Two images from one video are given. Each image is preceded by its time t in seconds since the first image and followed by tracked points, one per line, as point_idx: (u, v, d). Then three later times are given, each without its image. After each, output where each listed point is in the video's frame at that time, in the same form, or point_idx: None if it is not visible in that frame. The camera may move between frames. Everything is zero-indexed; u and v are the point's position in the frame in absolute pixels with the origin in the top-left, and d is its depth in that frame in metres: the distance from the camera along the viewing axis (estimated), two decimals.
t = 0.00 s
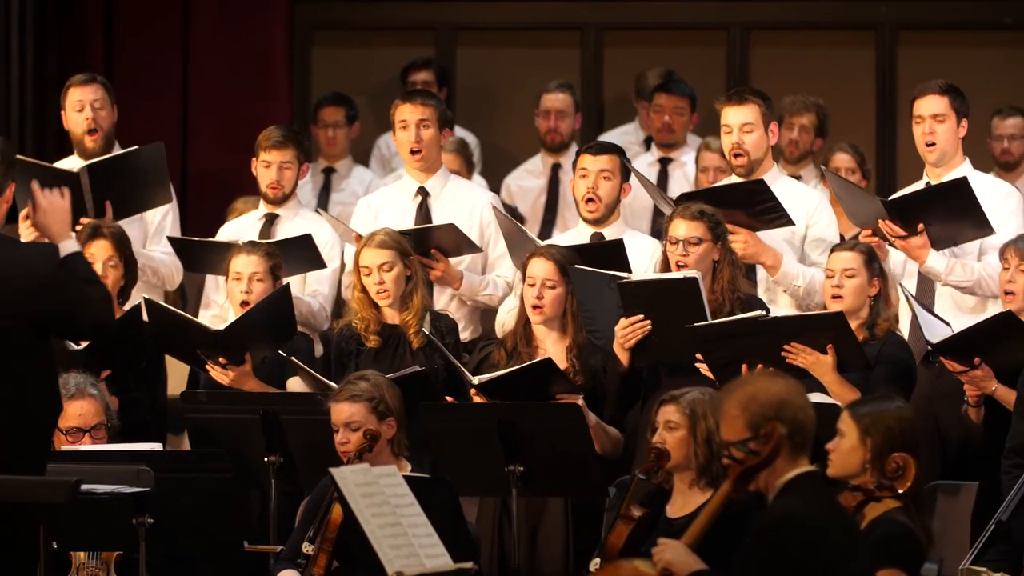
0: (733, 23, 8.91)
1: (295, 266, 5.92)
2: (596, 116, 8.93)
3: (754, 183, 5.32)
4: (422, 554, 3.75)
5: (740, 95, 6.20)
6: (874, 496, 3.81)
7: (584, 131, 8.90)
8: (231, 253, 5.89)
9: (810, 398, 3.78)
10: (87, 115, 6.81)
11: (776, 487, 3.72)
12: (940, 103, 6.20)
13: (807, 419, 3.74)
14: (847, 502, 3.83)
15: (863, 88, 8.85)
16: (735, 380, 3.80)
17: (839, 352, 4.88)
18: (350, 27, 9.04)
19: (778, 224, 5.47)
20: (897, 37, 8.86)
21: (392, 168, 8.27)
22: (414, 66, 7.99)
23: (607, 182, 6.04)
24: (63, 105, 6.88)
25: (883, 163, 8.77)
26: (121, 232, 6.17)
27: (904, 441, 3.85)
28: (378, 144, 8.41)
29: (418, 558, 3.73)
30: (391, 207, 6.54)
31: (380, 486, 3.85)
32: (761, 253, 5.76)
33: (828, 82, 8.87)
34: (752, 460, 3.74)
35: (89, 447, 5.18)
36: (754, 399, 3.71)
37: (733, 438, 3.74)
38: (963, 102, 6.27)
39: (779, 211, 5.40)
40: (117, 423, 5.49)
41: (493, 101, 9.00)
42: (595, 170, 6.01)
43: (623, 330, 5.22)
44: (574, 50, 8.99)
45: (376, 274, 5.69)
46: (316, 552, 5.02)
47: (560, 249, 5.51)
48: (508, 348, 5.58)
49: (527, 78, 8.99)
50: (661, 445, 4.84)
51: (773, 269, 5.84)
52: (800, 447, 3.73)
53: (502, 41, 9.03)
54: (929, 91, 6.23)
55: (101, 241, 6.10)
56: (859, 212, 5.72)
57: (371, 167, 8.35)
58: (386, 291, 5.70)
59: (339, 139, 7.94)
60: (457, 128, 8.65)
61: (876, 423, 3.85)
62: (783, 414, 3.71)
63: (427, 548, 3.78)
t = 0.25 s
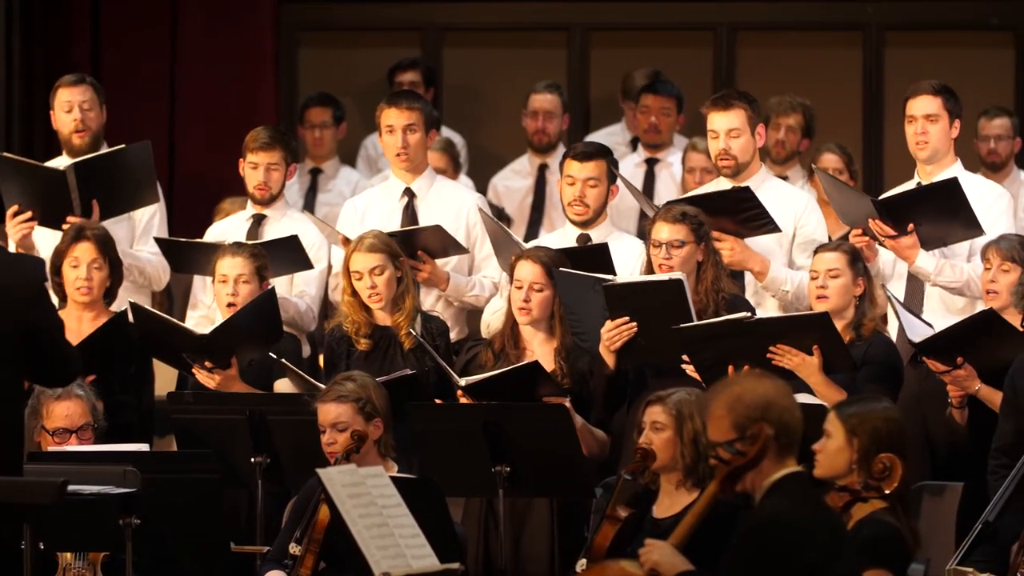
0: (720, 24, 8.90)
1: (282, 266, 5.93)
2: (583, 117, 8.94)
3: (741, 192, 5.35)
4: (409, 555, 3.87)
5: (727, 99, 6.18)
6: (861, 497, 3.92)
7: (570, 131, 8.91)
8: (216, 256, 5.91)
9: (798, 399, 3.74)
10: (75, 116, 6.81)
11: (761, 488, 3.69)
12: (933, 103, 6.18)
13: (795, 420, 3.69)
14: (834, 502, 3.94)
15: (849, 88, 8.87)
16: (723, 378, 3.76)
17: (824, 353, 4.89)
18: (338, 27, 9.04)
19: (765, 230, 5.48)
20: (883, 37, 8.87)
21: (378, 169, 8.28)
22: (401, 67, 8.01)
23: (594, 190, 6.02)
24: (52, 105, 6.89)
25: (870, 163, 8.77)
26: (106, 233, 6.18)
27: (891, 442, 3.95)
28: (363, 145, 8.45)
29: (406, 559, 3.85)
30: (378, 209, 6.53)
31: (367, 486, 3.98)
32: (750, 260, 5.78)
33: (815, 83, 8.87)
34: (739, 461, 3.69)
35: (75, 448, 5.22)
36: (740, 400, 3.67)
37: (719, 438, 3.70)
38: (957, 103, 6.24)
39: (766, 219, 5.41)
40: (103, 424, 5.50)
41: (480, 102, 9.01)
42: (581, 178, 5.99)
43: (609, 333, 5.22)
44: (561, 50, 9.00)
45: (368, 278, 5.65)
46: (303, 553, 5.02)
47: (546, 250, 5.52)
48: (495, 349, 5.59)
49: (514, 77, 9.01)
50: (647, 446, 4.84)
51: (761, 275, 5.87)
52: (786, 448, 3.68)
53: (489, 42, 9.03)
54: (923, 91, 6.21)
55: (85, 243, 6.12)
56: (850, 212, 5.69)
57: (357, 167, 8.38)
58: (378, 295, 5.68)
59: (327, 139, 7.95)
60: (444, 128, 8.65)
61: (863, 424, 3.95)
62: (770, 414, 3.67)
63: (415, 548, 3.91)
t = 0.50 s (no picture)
0: (706, 24, 8.92)
1: (270, 267, 5.95)
2: (570, 118, 8.95)
3: (725, 194, 5.40)
4: (396, 555, 3.87)
5: (716, 100, 6.20)
6: (848, 497, 3.93)
7: (558, 132, 8.90)
8: (204, 255, 5.91)
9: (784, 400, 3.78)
10: (64, 122, 6.82)
11: (748, 489, 3.74)
12: (928, 103, 6.18)
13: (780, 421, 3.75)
14: (820, 503, 3.95)
15: (836, 88, 8.89)
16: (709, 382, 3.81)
17: (810, 353, 4.89)
18: (325, 28, 9.07)
19: (752, 231, 5.51)
20: (871, 38, 8.88)
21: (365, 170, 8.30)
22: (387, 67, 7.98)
23: (581, 192, 6.02)
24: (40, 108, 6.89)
25: (857, 163, 8.79)
26: (89, 232, 6.17)
27: (877, 443, 3.97)
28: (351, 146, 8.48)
29: (393, 560, 3.86)
30: (365, 209, 6.54)
31: (354, 487, 3.98)
32: (737, 260, 5.80)
33: (802, 83, 8.89)
34: (726, 461, 3.75)
35: (65, 448, 5.21)
36: (723, 402, 3.73)
37: (705, 439, 3.75)
38: (952, 103, 6.23)
39: (753, 219, 5.44)
40: (90, 425, 5.50)
41: (467, 103, 9.01)
42: (568, 180, 6.00)
43: (594, 333, 5.23)
44: (548, 51, 9.01)
45: (360, 276, 5.67)
46: (290, 554, 5.03)
47: (531, 250, 5.50)
48: (481, 348, 5.60)
49: (501, 79, 9.02)
50: (634, 446, 4.84)
51: (750, 276, 5.88)
52: (773, 449, 3.74)
53: (476, 42, 9.04)
54: (917, 90, 6.20)
55: (68, 243, 6.12)
56: (842, 205, 5.68)
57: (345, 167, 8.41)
58: (370, 293, 5.68)
59: (313, 139, 7.97)
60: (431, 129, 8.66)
61: (849, 424, 3.97)
62: (755, 415, 3.73)
63: (403, 551, 3.90)
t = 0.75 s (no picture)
0: (694, 25, 8.93)
1: (259, 269, 5.97)
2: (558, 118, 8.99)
3: (721, 186, 5.33)
4: (384, 555, 3.99)
5: (710, 100, 6.16)
6: (837, 498, 3.89)
7: (547, 132, 8.95)
8: (192, 255, 5.92)
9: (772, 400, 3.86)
10: (54, 123, 6.83)
11: (736, 490, 3.83)
12: (924, 104, 6.17)
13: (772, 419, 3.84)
14: (809, 504, 3.92)
15: (824, 88, 8.90)
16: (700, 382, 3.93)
17: (796, 352, 4.90)
18: (312, 28, 9.08)
19: (745, 226, 5.46)
20: (859, 39, 8.89)
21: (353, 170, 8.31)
22: (375, 68, 8.02)
23: (568, 192, 6.04)
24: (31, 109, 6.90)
25: (846, 165, 8.81)
26: (74, 230, 6.16)
27: (865, 444, 3.90)
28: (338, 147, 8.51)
29: (381, 560, 3.97)
30: (353, 210, 6.53)
31: (343, 487, 4.10)
32: (728, 257, 5.77)
33: (790, 82, 8.91)
34: (714, 461, 3.86)
35: (51, 449, 5.16)
36: (710, 403, 3.83)
37: (694, 440, 3.86)
38: (948, 104, 6.23)
39: (745, 215, 5.41)
40: (79, 425, 5.49)
41: (455, 103, 9.02)
42: (556, 180, 6.02)
43: (582, 332, 5.23)
44: (536, 52, 9.02)
45: (353, 271, 5.67)
46: (278, 555, 5.03)
47: (518, 249, 5.52)
48: (469, 349, 5.58)
49: (489, 79, 9.02)
50: (621, 447, 4.81)
51: (741, 272, 5.86)
52: (759, 450, 3.84)
53: (464, 43, 9.05)
54: (914, 90, 6.20)
55: (54, 241, 6.11)
56: (837, 203, 5.62)
57: (333, 168, 8.44)
58: (362, 290, 5.68)
59: (301, 140, 7.97)
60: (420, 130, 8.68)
61: (837, 425, 3.90)
62: (740, 415, 3.83)
63: (391, 551, 4.02)
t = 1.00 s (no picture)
0: (684, 26, 8.94)
1: (248, 269, 5.96)
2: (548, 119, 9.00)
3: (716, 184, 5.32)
4: (375, 557, 4.00)
5: (706, 101, 6.15)
6: (826, 498, 3.94)
7: (537, 132, 8.97)
8: (182, 256, 5.96)
9: (766, 402, 3.90)
10: (45, 123, 6.82)
11: (725, 491, 3.85)
12: (922, 105, 6.13)
13: (765, 423, 3.86)
14: (799, 505, 3.99)
15: (813, 89, 8.94)
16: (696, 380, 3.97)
17: (783, 354, 4.93)
18: (302, 29, 9.07)
19: (740, 225, 5.43)
20: (849, 39, 8.91)
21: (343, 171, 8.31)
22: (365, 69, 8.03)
23: (559, 193, 6.05)
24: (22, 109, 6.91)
25: (836, 163, 8.88)
26: (62, 231, 6.14)
27: (854, 444, 3.96)
28: (328, 147, 8.48)
29: (371, 561, 3.99)
30: (342, 211, 6.53)
31: (333, 489, 4.11)
32: (723, 257, 5.71)
33: (779, 82, 8.93)
34: (704, 462, 3.88)
35: (40, 450, 5.14)
36: (703, 404, 3.87)
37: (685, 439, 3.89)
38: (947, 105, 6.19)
39: (741, 214, 5.37)
40: (69, 426, 5.49)
41: (445, 104, 9.04)
42: (546, 181, 6.03)
43: (574, 331, 5.22)
44: (526, 53, 9.03)
45: (345, 267, 5.69)
46: (268, 555, 5.02)
47: (506, 249, 5.55)
48: (458, 350, 5.56)
49: (479, 80, 9.03)
50: (612, 448, 4.85)
51: (736, 272, 5.84)
52: (750, 452, 3.85)
53: (454, 44, 9.06)
54: (912, 91, 6.16)
55: (42, 242, 6.08)
56: (833, 204, 5.62)
57: (323, 168, 8.41)
58: (353, 285, 5.69)
59: (291, 141, 7.98)
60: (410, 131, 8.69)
61: (826, 426, 3.96)
62: (732, 417, 3.85)
63: (381, 551, 4.04)
